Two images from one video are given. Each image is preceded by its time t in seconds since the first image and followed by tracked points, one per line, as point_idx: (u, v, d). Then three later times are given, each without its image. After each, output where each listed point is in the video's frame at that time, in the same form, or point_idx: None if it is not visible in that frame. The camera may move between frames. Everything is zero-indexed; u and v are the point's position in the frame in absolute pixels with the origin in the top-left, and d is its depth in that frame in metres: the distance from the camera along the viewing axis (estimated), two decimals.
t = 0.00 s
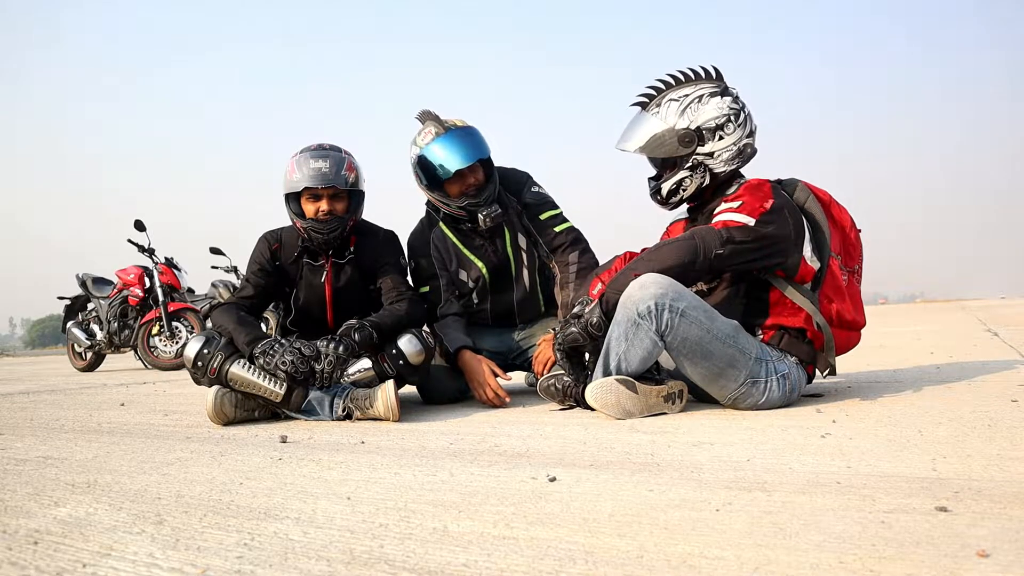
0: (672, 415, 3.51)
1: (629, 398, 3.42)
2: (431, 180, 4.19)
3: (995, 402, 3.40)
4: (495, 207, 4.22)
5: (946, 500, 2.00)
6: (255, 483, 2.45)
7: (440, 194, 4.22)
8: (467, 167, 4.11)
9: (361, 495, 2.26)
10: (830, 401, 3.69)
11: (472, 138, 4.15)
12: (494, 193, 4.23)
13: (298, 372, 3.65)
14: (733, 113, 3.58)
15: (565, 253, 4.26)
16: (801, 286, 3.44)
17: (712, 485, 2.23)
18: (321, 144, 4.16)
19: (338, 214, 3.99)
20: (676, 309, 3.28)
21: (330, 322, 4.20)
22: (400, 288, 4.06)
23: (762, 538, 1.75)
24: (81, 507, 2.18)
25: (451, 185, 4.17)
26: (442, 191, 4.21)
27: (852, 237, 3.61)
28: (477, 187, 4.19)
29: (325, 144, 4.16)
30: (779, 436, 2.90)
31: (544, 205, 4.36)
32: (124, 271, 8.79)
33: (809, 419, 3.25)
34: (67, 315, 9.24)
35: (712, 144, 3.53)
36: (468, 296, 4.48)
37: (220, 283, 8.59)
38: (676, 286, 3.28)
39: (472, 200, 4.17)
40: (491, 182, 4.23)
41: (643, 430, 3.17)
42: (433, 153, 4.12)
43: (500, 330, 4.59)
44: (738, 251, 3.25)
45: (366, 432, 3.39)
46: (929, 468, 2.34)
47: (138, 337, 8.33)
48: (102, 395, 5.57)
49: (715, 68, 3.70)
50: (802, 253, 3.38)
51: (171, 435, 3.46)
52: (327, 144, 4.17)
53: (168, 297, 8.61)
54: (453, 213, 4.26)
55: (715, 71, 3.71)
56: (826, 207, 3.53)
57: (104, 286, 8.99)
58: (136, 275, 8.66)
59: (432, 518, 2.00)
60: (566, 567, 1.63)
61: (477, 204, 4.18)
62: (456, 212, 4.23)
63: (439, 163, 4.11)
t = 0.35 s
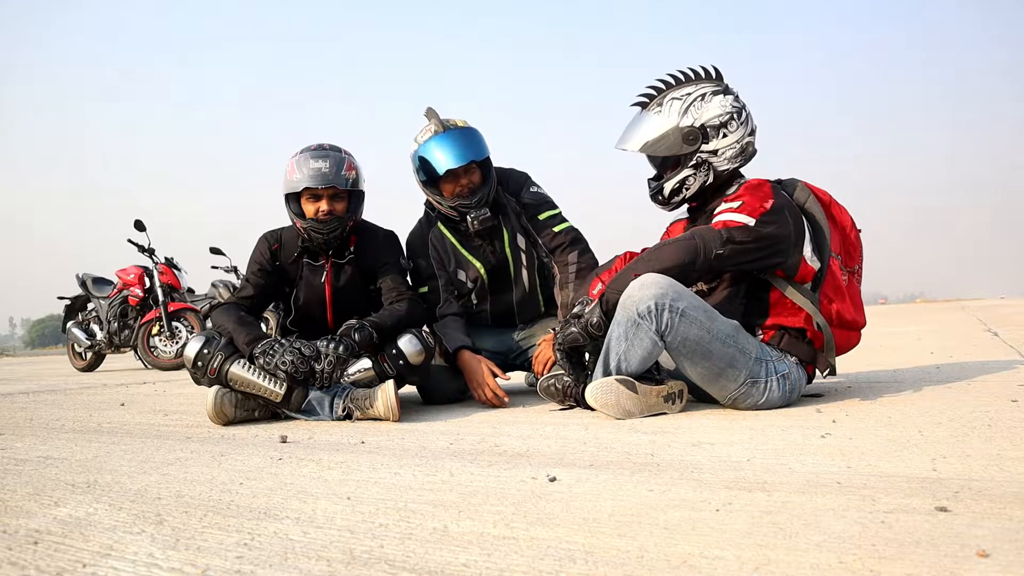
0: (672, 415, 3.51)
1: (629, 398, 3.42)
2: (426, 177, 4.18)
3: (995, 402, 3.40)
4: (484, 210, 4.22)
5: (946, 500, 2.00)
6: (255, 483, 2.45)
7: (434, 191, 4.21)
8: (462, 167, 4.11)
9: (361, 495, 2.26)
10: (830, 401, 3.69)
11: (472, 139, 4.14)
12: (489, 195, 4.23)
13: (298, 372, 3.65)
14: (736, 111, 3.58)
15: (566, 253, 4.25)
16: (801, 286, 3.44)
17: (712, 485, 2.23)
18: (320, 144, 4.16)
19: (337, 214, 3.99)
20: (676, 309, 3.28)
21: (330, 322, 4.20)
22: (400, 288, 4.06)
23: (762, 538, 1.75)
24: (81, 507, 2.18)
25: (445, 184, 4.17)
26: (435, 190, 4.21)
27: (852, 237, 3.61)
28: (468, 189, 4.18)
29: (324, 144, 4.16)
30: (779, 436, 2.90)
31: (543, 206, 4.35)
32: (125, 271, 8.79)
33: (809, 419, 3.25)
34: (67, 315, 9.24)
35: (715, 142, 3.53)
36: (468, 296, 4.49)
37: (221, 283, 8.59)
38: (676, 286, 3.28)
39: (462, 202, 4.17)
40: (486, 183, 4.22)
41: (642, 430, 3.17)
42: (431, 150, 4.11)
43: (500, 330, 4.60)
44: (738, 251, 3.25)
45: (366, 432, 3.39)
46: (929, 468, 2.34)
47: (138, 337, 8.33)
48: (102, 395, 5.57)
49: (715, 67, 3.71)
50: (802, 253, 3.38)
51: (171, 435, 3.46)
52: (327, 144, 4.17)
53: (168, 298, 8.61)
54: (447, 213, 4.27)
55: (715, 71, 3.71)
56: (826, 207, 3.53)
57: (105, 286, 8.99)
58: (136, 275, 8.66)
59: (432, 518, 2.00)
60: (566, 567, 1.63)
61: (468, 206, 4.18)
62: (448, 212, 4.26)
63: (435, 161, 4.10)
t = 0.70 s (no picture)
0: (672, 415, 3.51)
1: (629, 398, 3.42)
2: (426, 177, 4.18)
3: (995, 402, 3.40)
4: (485, 211, 4.22)
5: (946, 500, 2.00)
6: (255, 483, 2.45)
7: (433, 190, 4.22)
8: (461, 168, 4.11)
9: (361, 495, 2.26)
10: (830, 401, 3.69)
11: (472, 140, 4.14)
12: (489, 195, 4.23)
13: (298, 372, 3.65)
14: (736, 113, 3.58)
15: (566, 253, 4.25)
16: (801, 286, 3.44)
17: (712, 485, 2.23)
18: (321, 144, 4.16)
19: (337, 214, 3.99)
20: (676, 309, 3.28)
21: (330, 322, 4.20)
22: (400, 288, 4.06)
23: (762, 538, 1.75)
24: (81, 507, 2.18)
25: (445, 185, 4.17)
26: (436, 190, 4.22)
27: (852, 237, 3.61)
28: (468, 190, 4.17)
29: (325, 144, 4.16)
30: (779, 436, 2.90)
31: (544, 206, 4.35)
32: (125, 271, 8.79)
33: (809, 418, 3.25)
34: (67, 315, 9.24)
35: (715, 144, 3.53)
36: (468, 296, 4.49)
37: (221, 283, 8.59)
38: (676, 286, 3.28)
39: (463, 202, 4.17)
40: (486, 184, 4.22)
41: (642, 430, 3.17)
42: (431, 151, 4.11)
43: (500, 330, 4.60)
44: (738, 251, 3.25)
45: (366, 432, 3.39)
46: (929, 468, 2.34)
47: (138, 337, 8.33)
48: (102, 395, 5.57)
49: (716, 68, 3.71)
50: (802, 253, 3.38)
51: (171, 435, 3.46)
52: (327, 144, 4.17)
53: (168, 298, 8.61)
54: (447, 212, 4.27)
55: (717, 72, 3.72)
56: (826, 207, 3.53)
57: (105, 286, 8.99)
58: (136, 275, 8.66)
59: (432, 518, 2.00)
60: (566, 567, 1.63)
61: (467, 206, 4.18)
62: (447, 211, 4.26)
63: (435, 162, 4.10)
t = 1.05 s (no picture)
0: (672, 415, 3.51)
1: (629, 398, 3.42)
2: (426, 178, 4.18)
3: (995, 402, 3.40)
4: (483, 213, 4.21)
5: (946, 500, 2.00)
6: (256, 483, 2.45)
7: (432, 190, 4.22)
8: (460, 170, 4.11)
9: (361, 495, 2.26)
10: (830, 401, 3.69)
11: (472, 141, 4.14)
12: (488, 196, 4.22)
13: (298, 372, 3.65)
14: (736, 113, 3.58)
15: (566, 253, 4.26)
16: (801, 286, 3.44)
17: (712, 485, 2.23)
18: (320, 144, 4.16)
19: (338, 214, 3.99)
20: (676, 309, 3.28)
21: (330, 322, 4.21)
22: (400, 288, 4.06)
23: (762, 538, 1.75)
24: (81, 507, 2.19)
25: (444, 185, 4.17)
26: (435, 190, 4.21)
27: (852, 237, 3.60)
28: (468, 190, 4.17)
29: (325, 144, 4.16)
30: (779, 436, 2.90)
31: (544, 206, 4.35)
32: (125, 271, 8.78)
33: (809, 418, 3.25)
34: (67, 315, 9.23)
35: (715, 144, 3.53)
36: (468, 296, 4.49)
37: (221, 283, 8.60)
38: (676, 286, 3.28)
39: (461, 203, 4.17)
40: (485, 184, 4.21)
41: (642, 430, 3.17)
42: (431, 151, 4.11)
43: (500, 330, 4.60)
44: (738, 251, 3.25)
45: (366, 432, 3.39)
46: (929, 468, 2.34)
47: (138, 337, 8.32)
48: (102, 395, 5.57)
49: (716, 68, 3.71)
50: (802, 253, 3.38)
51: (171, 435, 3.46)
52: (327, 144, 4.17)
53: (168, 298, 8.61)
54: (446, 212, 4.27)
55: (716, 72, 3.72)
56: (826, 207, 3.53)
57: (105, 285, 8.99)
58: (136, 275, 8.66)
59: (432, 518, 2.00)
60: (566, 567, 1.63)
61: (466, 207, 4.18)
62: (445, 212, 4.27)
63: (435, 162, 4.11)
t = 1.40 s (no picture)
0: (672, 415, 3.51)
1: (629, 398, 3.42)
2: (426, 178, 4.17)
3: (995, 402, 3.40)
4: (482, 213, 4.21)
5: (946, 500, 2.00)
6: (256, 483, 2.45)
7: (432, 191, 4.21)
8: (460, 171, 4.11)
9: (361, 495, 2.26)
10: (830, 401, 3.69)
11: (472, 141, 4.14)
12: (487, 197, 4.22)
13: (298, 372, 3.65)
14: (735, 113, 3.58)
15: (566, 253, 4.26)
16: (801, 286, 3.44)
17: (712, 485, 2.23)
18: (320, 144, 4.16)
19: (337, 214, 3.99)
20: (676, 309, 3.28)
21: (330, 322, 4.21)
22: (400, 288, 4.06)
23: (762, 538, 1.75)
24: (81, 507, 2.18)
25: (445, 185, 4.16)
26: (435, 190, 4.21)
27: (852, 237, 3.60)
28: (468, 191, 4.16)
29: (325, 144, 4.16)
30: (779, 436, 2.90)
31: (544, 206, 4.35)
32: (125, 271, 8.78)
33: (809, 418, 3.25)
34: (67, 315, 9.23)
35: (714, 144, 3.53)
36: (468, 296, 4.50)
37: (221, 283, 8.59)
38: (676, 286, 3.28)
39: (461, 203, 4.17)
40: (484, 185, 4.21)
41: (642, 430, 3.17)
42: (431, 151, 4.12)
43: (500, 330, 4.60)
44: (738, 251, 3.25)
45: (366, 432, 3.39)
46: (929, 468, 2.34)
47: (138, 337, 8.32)
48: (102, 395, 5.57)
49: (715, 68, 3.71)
50: (802, 253, 3.38)
51: (171, 435, 3.46)
52: (327, 144, 4.17)
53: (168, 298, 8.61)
54: (445, 211, 4.27)
55: (716, 72, 3.72)
56: (826, 207, 3.53)
57: (105, 285, 8.99)
58: (136, 275, 8.66)
59: (432, 518, 2.00)
60: (567, 567, 1.63)
61: (465, 207, 4.18)
62: (444, 212, 4.27)
63: (434, 162, 4.11)
